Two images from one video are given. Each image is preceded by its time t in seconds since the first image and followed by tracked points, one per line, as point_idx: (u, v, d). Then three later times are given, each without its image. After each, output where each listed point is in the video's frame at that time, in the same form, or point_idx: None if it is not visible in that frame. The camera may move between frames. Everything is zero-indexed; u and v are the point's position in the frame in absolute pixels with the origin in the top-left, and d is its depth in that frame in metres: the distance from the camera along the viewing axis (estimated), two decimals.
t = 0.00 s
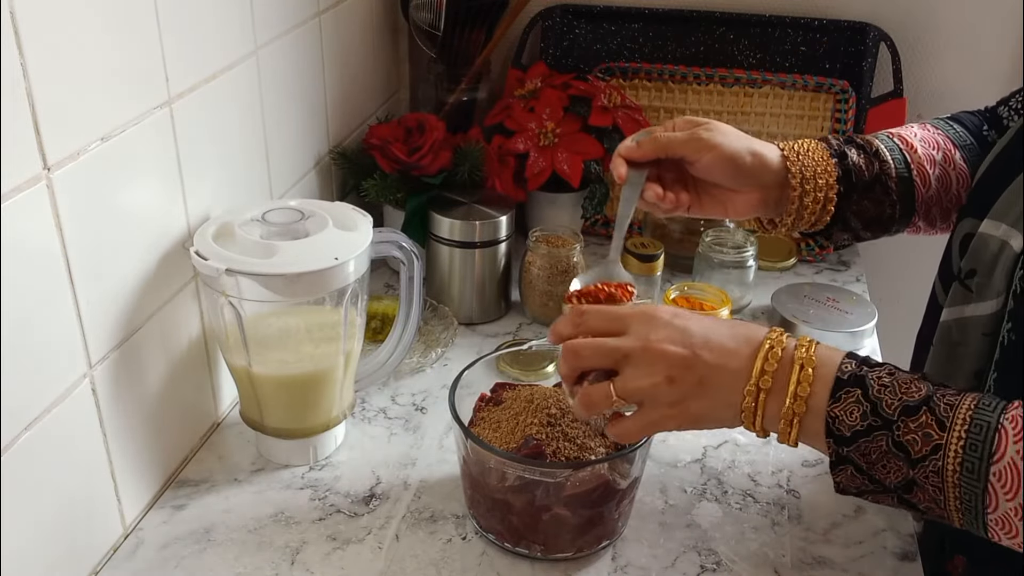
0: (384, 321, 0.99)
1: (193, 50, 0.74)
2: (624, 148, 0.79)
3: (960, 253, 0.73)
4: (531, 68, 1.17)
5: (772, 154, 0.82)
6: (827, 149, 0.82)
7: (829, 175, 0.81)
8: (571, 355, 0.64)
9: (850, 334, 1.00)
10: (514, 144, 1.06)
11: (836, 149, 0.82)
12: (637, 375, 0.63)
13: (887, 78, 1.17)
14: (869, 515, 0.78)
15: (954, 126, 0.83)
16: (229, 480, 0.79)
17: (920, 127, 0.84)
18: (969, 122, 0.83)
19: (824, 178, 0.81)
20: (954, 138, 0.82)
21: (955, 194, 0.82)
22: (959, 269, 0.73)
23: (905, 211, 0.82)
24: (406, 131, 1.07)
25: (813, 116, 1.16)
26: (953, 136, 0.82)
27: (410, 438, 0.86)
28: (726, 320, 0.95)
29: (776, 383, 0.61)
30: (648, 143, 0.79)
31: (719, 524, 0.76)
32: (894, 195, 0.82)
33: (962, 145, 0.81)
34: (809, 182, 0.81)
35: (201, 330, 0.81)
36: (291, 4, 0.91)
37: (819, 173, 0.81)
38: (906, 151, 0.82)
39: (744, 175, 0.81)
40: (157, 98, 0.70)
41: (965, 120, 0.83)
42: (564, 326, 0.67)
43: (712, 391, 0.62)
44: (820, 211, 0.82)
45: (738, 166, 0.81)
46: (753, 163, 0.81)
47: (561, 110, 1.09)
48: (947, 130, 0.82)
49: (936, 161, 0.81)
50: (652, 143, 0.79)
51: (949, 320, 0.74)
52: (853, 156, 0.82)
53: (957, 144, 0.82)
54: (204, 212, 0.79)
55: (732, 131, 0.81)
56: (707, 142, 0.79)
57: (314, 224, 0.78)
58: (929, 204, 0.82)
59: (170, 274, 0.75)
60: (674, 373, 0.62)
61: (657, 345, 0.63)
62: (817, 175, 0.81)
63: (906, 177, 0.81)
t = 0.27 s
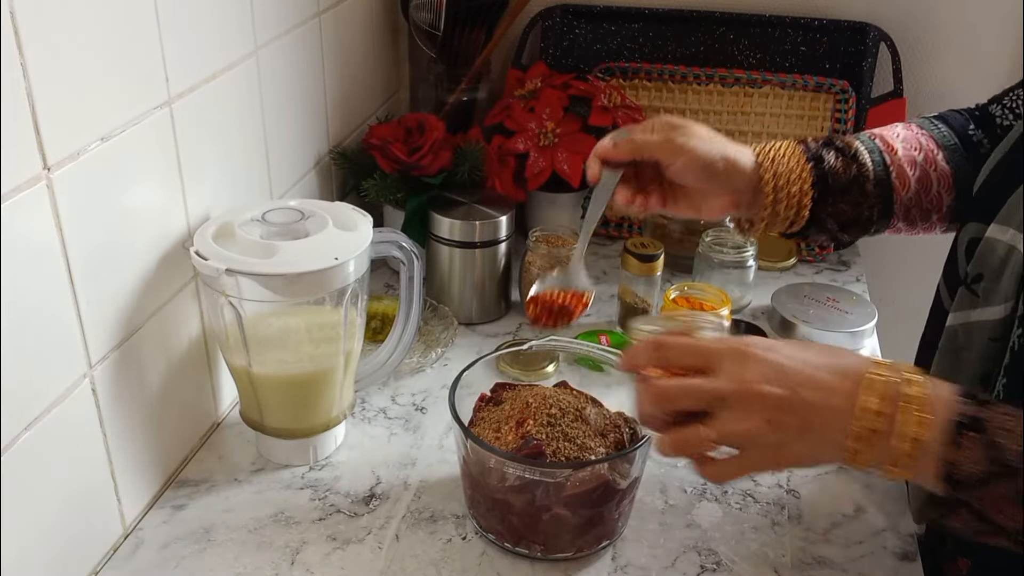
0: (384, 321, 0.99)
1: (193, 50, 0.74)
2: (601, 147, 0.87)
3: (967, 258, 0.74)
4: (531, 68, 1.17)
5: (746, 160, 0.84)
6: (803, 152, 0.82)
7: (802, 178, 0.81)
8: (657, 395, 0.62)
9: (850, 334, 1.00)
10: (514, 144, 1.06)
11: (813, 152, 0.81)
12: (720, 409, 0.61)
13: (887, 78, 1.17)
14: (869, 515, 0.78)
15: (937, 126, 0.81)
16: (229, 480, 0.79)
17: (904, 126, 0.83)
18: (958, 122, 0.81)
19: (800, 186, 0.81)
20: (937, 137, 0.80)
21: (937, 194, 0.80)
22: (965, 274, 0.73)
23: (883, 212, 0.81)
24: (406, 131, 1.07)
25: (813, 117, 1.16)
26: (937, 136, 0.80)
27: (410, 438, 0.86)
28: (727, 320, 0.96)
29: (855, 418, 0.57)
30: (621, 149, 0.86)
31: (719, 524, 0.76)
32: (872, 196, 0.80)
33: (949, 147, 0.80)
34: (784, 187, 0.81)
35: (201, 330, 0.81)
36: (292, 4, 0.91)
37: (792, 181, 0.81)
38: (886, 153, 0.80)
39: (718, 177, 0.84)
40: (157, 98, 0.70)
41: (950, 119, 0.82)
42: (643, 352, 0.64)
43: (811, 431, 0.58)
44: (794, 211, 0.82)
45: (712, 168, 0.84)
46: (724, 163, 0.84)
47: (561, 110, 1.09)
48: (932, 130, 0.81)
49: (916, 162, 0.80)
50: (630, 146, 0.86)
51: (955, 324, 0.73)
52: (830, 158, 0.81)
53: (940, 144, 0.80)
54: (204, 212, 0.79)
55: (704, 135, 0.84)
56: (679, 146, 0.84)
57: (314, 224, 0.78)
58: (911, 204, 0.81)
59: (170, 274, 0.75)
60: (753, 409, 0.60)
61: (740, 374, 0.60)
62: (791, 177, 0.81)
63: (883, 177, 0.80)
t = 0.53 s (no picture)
0: (384, 321, 0.99)
1: (193, 50, 0.74)
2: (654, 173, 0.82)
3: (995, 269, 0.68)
4: (531, 68, 1.17)
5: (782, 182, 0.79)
6: (828, 166, 0.79)
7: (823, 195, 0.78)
8: (831, 460, 0.53)
9: (850, 334, 1.00)
10: (514, 144, 1.06)
11: (838, 170, 0.78)
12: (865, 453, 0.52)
13: (887, 78, 1.17)
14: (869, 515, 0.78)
15: (947, 119, 0.76)
16: (229, 480, 0.79)
17: (918, 123, 0.78)
18: (965, 109, 0.76)
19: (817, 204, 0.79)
20: (951, 135, 0.76)
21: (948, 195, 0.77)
22: (993, 283, 0.67)
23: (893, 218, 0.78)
24: (406, 131, 1.07)
25: (813, 117, 1.16)
26: (948, 131, 0.76)
27: (410, 438, 0.86)
28: (727, 319, 0.95)
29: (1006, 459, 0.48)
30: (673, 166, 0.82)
31: (719, 524, 0.76)
32: (883, 203, 0.78)
33: (960, 145, 0.75)
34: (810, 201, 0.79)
35: (201, 330, 0.81)
36: (291, 4, 0.91)
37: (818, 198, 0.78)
38: (903, 161, 0.76)
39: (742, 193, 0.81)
40: (157, 98, 0.70)
41: (957, 107, 0.76)
42: (807, 412, 0.57)
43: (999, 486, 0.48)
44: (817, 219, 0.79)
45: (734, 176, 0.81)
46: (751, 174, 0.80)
47: (561, 110, 1.09)
48: (942, 125, 0.76)
49: (931, 166, 0.76)
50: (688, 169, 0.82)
51: (981, 335, 0.67)
52: (847, 168, 0.78)
53: (951, 141, 0.76)
54: (204, 212, 0.79)
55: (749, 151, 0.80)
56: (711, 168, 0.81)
57: (314, 224, 0.78)
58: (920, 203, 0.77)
59: (170, 274, 0.75)
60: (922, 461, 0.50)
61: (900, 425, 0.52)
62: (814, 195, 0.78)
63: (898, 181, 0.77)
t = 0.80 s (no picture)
0: (384, 321, 0.99)
1: (193, 50, 0.74)
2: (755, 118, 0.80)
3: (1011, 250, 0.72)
4: (531, 68, 1.17)
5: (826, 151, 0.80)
6: (871, 146, 0.81)
7: (863, 166, 0.81)
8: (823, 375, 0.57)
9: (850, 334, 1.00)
10: (514, 144, 1.06)
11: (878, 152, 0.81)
12: (859, 364, 0.55)
13: (887, 78, 1.17)
14: (869, 515, 0.78)
15: (992, 116, 0.78)
16: (229, 480, 0.79)
17: (962, 115, 0.80)
18: (1010, 109, 0.78)
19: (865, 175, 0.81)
20: (996, 129, 0.78)
21: (986, 188, 0.79)
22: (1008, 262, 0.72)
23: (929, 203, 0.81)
24: (406, 131, 1.07)
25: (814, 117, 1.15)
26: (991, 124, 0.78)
27: (410, 438, 0.86)
28: (727, 320, 0.95)
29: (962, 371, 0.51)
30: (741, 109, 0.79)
31: (719, 524, 0.76)
32: (928, 187, 0.80)
33: (1004, 138, 0.77)
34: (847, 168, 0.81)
35: (201, 330, 0.81)
36: (291, 4, 0.91)
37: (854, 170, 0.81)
38: (944, 147, 0.79)
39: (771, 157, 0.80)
40: (157, 98, 0.70)
41: (1002, 108, 0.79)
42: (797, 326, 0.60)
43: (971, 404, 0.51)
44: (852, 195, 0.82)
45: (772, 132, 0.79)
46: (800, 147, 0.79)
47: (561, 110, 1.09)
48: (988, 121, 0.78)
49: (973, 155, 0.78)
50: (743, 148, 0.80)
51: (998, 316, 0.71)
52: (896, 150, 0.80)
53: (996, 135, 0.77)
54: (204, 212, 0.79)
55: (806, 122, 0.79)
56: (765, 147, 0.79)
57: (314, 224, 0.78)
58: (961, 190, 0.80)
59: (170, 274, 0.75)
60: (900, 384, 0.53)
61: (881, 345, 0.54)
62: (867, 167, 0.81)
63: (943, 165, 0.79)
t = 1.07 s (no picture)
0: (384, 321, 0.99)
1: (194, 49, 0.74)
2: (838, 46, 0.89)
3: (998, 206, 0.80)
4: (531, 68, 1.17)
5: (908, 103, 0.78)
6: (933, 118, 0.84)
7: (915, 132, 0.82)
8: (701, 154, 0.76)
9: (850, 334, 1.00)
10: (514, 145, 1.06)
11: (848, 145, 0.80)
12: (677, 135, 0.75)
13: (887, 78, 1.17)
14: (869, 515, 0.78)
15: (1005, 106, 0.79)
16: (229, 480, 0.79)
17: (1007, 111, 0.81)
18: None
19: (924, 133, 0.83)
20: None
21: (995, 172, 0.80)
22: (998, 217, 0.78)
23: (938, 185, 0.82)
24: (406, 131, 1.07)
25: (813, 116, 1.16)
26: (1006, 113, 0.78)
27: (410, 438, 0.86)
28: (727, 319, 0.95)
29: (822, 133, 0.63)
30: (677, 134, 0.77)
31: (719, 524, 0.76)
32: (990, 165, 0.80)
33: None
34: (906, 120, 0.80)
35: (201, 330, 0.81)
36: (291, 4, 0.91)
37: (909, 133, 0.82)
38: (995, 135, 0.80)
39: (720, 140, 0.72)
40: (158, 98, 0.70)
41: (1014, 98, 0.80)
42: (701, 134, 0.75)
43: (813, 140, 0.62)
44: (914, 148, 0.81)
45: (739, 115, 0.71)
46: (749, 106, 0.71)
47: (561, 110, 1.09)
48: None
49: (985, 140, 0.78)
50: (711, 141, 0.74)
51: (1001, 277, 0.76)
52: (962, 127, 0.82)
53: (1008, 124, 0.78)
54: (204, 212, 0.79)
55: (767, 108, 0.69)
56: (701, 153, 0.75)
57: (314, 224, 0.78)
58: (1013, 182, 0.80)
59: (170, 275, 0.75)
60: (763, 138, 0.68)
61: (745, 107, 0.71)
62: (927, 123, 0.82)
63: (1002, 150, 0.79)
